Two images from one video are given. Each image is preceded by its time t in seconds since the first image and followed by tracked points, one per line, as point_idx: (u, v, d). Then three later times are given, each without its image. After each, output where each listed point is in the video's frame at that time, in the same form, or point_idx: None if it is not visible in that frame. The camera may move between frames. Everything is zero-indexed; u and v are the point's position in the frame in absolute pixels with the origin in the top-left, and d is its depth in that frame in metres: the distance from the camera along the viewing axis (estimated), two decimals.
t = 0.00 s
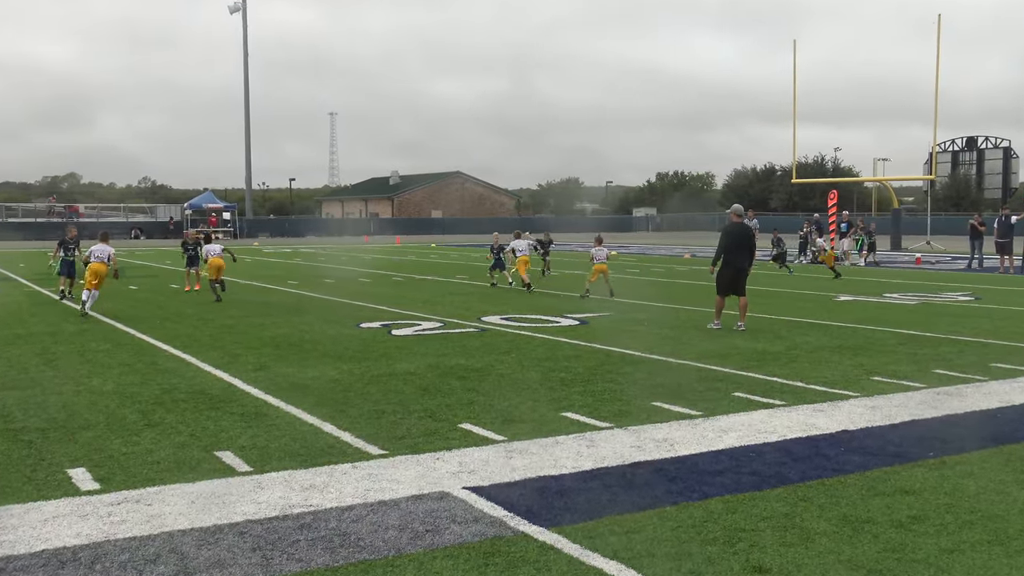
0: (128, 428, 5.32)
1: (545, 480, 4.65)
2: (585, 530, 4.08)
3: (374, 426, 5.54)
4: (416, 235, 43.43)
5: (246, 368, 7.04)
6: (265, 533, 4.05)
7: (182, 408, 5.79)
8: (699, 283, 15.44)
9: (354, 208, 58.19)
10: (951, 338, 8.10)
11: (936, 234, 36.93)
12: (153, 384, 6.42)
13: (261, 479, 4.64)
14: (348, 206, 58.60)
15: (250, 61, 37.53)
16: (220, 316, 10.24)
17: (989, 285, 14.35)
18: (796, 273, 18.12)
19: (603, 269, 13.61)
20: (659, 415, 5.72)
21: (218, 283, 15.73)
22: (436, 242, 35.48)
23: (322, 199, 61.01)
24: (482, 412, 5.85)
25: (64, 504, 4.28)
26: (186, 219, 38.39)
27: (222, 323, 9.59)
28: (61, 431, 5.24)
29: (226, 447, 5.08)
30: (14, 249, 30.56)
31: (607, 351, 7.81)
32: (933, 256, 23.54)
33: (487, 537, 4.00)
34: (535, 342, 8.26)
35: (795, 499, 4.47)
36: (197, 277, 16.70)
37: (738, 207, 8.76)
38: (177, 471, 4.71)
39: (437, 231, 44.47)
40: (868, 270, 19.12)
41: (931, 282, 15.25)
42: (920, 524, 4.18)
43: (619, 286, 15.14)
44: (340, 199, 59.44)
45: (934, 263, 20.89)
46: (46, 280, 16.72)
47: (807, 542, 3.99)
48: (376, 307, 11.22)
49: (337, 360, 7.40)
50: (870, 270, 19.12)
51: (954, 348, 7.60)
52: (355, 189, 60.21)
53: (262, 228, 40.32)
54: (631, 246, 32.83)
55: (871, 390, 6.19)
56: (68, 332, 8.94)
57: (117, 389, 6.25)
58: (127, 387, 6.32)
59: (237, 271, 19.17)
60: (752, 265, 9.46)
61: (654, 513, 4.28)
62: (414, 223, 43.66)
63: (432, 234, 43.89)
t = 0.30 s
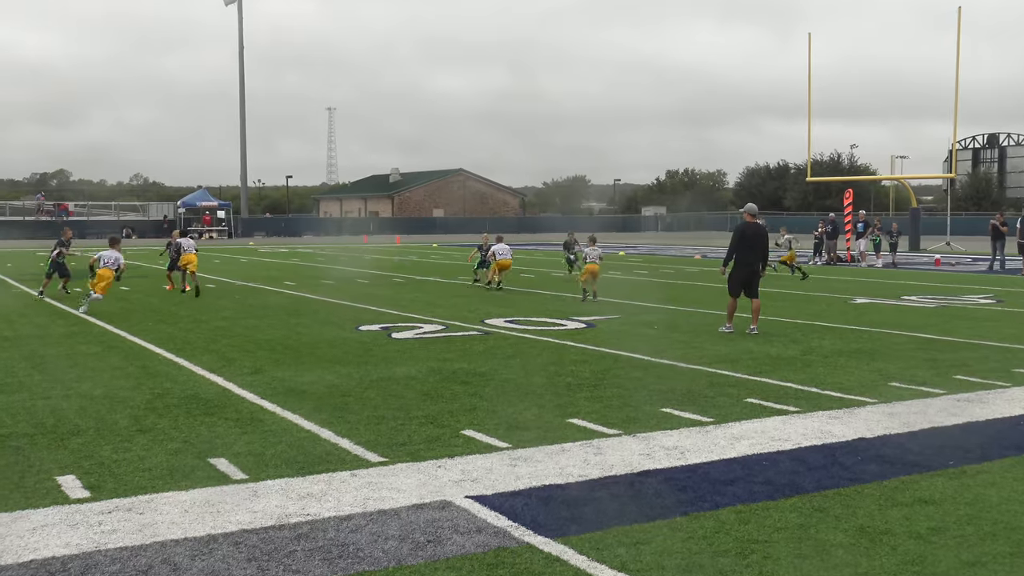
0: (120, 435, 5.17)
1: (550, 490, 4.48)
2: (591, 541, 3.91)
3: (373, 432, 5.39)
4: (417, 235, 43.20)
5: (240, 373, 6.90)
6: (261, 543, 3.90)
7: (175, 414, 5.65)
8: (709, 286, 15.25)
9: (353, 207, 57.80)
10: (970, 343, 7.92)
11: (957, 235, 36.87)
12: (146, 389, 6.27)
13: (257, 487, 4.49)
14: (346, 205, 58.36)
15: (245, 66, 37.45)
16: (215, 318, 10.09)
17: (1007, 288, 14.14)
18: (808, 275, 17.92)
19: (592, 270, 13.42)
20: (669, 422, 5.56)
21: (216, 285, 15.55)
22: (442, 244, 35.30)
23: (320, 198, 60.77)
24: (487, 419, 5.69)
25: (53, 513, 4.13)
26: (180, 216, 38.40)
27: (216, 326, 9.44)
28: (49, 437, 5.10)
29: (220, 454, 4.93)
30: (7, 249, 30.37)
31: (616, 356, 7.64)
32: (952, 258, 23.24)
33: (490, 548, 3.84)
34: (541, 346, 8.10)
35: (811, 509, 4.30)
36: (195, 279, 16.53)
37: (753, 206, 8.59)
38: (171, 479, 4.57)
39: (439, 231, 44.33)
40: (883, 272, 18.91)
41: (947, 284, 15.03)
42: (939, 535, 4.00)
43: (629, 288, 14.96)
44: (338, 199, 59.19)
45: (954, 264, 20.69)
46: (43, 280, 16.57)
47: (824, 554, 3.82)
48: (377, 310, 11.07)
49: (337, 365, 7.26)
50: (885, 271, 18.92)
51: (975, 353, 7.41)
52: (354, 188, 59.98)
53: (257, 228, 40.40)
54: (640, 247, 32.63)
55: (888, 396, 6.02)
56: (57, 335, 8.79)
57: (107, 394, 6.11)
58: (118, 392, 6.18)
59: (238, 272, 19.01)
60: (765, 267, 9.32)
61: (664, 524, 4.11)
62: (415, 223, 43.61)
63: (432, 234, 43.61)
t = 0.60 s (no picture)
0: (120, 442, 5.05)
1: (564, 500, 4.32)
2: (608, 554, 3.74)
3: (381, 439, 5.25)
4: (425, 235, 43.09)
5: (243, 378, 6.77)
6: (265, 555, 3.75)
7: (177, 420, 5.52)
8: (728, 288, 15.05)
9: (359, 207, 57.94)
10: (1001, 348, 7.71)
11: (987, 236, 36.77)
12: (146, 395, 6.15)
13: (261, 496, 4.35)
14: (351, 203, 58.21)
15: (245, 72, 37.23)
16: (219, 322, 9.97)
17: None
18: (831, 277, 17.65)
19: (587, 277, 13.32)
20: (688, 430, 5.38)
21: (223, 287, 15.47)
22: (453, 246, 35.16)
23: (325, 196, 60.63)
24: (499, 425, 5.54)
25: (50, 523, 4.00)
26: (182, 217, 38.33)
27: (219, 329, 9.32)
28: (47, 444, 4.98)
29: (223, 462, 4.79)
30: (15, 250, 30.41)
31: (633, 361, 7.48)
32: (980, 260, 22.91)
33: (502, 560, 3.68)
34: (555, 351, 7.94)
35: (835, 521, 4.12)
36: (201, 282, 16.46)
37: (776, 207, 8.43)
38: (172, 487, 4.43)
39: (448, 231, 44.24)
40: (904, 275, 18.67)
41: (975, 287, 14.75)
42: (971, 549, 3.82)
43: (645, 291, 14.78)
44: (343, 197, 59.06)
45: (983, 266, 20.44)
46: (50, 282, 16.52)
47: (851, 568, 3.64)
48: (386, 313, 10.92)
49: (345, 370, 7.12)
50: (908, 274, 18.67)
51: (1005, 359, 7.20)
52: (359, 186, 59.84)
53: (260, 228, 40.20)
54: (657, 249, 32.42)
55: (915, 404, 5.82)
56: (56, 338, 8.68)
57: (107, 400, 5.99)
58: (118, 397, 6.06)
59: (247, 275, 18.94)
60: (787, 268, 9.12)
61: (683, 536, 3.94)
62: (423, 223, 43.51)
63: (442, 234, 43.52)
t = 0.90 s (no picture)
0: (127, 449, 4.92)
1: (586, 510, 4.15)
2: (632, 567, 3.56)
3: (396, 447, 5.09)
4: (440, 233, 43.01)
5: (252, 382, 6.63)
6: (275, 566, 3.60)
7: (184, 426, 5.39)
8: (754, 289, 14.78)
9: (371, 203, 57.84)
10: None
11: None
12: (153, 400, 6.03)
13: (272, 505, 4.20)
14: (365, 202, 58.18)
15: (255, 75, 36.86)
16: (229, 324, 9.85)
17: None
18: (860, 278, 17.32)
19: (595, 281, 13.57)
20: (715, 438, 5.19)
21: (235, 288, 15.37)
22: (469, 245, 35.00)
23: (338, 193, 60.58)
24: (519, 432, 5.37)
25: (52, 532, 3.86)
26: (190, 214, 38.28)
27: (228, 332, 9.20)
28: (50, 451, 4.86)
29: (232, 469, 4.65)
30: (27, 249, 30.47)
31: (659, 365, 7.29)
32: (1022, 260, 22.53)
33: (522, 573, 3.51)
34: (576, 355, 7.75)
35: (871, 534, 3.92)
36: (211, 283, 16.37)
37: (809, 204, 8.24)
38: (179, 495, 4.29)
39: (465, 229, 44.13)
40: (936, 275, 18.32)
41: (1014, 289, 14.37)
42: (1016, 564, 3.61)
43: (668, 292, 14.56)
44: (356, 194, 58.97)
45: None
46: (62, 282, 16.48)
47: None
48: (401, 315, 10.77)
49: (358, 374, 6.97)
50: (943, 275, 18.33)
51: None
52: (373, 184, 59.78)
53: (270, 227, 40.21)
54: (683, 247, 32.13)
55: (955, 411, 5.60)
56: (60, 342, 8.59)
57: (112, 405, 5.87)
58: (123, 402, 5.94)
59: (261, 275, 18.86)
60: (817, 267, 8.90)
61: (710, 548, 3.75)
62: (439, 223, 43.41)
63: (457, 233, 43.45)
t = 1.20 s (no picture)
0: (141, 455, 4.80)
1: (618, 521, 3.97)
2: None
3: (419, 454, 4.93)
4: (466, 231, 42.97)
5: (269, 387, 6.50)
6: None
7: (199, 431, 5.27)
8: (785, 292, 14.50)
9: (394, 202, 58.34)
10: None
11: None
12: (167, 404, 5.91)
13: (290, 514, 4.06)
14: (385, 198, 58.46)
15: (273, 71, 36.88)
16: (247, 326, 9.74)
17: None
18: (896, 279, 16.95)
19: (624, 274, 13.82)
20: (751, 446, 4.99)
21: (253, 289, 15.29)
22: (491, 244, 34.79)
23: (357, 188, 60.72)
24: (547, 439, 5.20)
25: (62, 542, 3.72)
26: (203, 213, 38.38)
27: (245, 335, 9.09)
28: (62, 457, 4.74)
29: (249, 477, 4.52)
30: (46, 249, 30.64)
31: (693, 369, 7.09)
32: None
33: None
34: (606, 360, 7.56)
35: (918, 547, 3.71)
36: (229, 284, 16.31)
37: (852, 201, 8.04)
38: (194, 503, 4.16)
39: (489, 227, 44.08)
40: (981, 275, 17.93)
41: None
42: None
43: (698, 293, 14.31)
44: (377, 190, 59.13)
45: None
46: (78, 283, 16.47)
47: None
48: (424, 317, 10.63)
49: (380, 379, 6.81)
50: (989, 275, 17.93)
51: None
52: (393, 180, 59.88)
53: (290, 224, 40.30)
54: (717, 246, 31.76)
55: (1005, 419, 5.36)
56: (74, 344, 8.50)
57: (125, 409, 5.76)
58: (137, 407, 5.83)
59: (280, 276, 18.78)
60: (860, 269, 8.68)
61: (748, 562, 3.56)
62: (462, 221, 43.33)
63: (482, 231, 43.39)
